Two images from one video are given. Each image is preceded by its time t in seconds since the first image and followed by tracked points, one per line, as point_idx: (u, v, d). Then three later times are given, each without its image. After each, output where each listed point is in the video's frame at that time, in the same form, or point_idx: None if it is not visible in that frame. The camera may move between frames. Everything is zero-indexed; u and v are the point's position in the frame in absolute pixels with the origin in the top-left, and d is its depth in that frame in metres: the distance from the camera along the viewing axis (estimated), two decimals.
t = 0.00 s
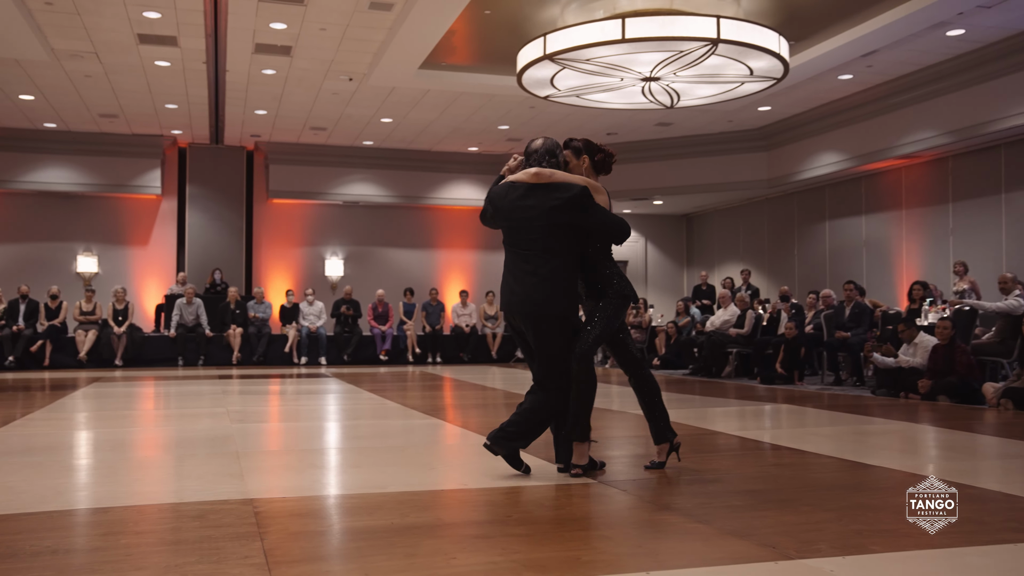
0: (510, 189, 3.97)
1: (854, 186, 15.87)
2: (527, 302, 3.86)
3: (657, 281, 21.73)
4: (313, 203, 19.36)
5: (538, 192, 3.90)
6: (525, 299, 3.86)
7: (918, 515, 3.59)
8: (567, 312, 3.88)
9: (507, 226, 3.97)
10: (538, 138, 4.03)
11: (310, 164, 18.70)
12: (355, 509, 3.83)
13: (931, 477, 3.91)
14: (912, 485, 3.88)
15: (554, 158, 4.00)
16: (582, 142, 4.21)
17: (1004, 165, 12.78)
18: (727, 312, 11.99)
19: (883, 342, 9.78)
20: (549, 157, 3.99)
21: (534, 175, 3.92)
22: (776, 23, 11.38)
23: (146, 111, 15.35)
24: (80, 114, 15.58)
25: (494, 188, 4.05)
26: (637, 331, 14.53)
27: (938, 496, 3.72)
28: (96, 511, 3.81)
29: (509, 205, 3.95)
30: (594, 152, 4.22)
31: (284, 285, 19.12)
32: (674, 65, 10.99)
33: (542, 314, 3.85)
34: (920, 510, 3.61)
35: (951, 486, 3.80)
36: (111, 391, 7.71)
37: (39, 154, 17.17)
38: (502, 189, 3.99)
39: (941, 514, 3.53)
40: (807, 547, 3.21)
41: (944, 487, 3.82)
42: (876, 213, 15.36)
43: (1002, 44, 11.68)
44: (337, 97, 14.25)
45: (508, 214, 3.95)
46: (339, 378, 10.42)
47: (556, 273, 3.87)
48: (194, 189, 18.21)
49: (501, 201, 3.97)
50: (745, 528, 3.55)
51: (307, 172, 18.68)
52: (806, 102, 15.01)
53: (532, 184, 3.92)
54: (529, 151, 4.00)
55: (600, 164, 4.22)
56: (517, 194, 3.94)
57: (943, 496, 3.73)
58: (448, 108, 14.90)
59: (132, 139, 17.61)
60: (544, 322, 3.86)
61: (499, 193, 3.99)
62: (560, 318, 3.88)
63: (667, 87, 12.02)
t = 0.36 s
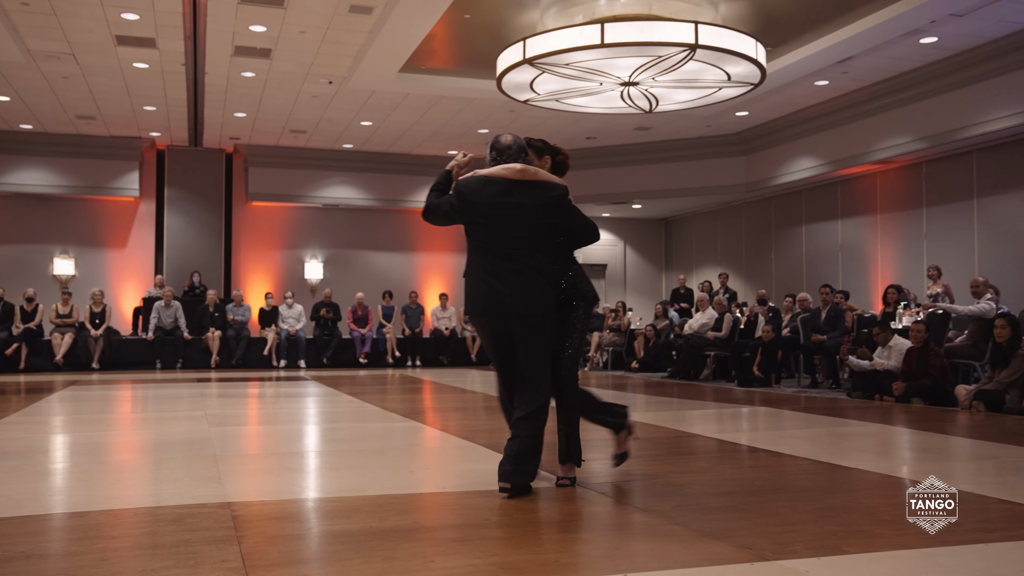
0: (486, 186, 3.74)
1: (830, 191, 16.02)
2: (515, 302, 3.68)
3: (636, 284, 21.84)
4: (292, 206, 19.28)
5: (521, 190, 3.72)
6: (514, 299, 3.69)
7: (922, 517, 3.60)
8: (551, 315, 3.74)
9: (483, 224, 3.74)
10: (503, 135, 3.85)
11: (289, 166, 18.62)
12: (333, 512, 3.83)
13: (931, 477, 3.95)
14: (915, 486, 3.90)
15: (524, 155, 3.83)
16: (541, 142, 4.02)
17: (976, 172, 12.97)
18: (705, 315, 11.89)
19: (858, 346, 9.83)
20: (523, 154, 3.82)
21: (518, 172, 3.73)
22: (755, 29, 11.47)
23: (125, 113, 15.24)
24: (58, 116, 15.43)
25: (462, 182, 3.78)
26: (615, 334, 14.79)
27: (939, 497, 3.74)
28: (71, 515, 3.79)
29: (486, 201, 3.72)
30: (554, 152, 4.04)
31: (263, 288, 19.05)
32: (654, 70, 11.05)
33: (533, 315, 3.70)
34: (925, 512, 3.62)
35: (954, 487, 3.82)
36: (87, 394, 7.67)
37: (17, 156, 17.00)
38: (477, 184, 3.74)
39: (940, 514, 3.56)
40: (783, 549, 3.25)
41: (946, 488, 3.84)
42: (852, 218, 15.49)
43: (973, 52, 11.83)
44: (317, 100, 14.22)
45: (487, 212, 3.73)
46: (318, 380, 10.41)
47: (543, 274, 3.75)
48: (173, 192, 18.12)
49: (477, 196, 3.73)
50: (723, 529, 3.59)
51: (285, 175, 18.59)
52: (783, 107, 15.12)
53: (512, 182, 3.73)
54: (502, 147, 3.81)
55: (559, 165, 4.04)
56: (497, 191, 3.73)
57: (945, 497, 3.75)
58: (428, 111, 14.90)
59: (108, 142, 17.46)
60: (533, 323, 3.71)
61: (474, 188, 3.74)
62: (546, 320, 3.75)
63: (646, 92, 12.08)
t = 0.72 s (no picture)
0: (432, 184, 3.38)
1: (815, 193, 16.13)
2: (465, 311, 3.37)
3: (625, 284, 21.95)
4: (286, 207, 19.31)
5: (471, 189, 3.39)
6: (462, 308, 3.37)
7: (918, 516, 3.63)
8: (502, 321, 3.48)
9: (429, 225, 3.38)
10: (449, 130, 3.49)
11: (282, 168, 18.65)
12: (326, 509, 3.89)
13: (931, 478, 3.97)
14: (913, 485, 3.93)
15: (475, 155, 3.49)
16: (487, 131, 3.67)
17: (958, 173, 13.09)
18: (693, 315, 12.13)
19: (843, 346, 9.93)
20: (470, 150, 3.48)
21: (464, 171, 3.38)
22: (742, 33, 11.55)
23: (120, 115, 15.23)
24: (55, 117, 15.41)
25: (405, 180, 3.40)
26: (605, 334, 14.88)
27: (938, 497, 3.77)
28: (67, 512, 3.84)
29: (433, 200, 3.36)
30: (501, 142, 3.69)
31: (257, 288, 19.07)
32: (642, 73, 11.12)
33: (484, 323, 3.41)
34: (922, 510, 3.64)
35: (951, 486, 3.85)
36: (83, 393, 7.73)
37: (11, 157, 16.97)
38: (422, 182, 3.37)
39: (940, 514, 3.58)
40: (768, 544, 3.32)
41: (945, 487, 3.86)
42: (837, 219, 15.58)
43: (956, 57, 11.93)
44: (311, 102, 14.24)
45: (434, 212, 3.37)
46: (312, 378, 10.46)
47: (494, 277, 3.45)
48: (168, 193, 18.14)
49: (421, 196, 3.37)
50: (710, 526, 3.65)
51: (278, 177, 18.62)
52: (769, 110, 15.21)
53: (459, 181, 3.38)
54: (449, 142, 3.46)
55: (506, 156, 3.72)
56: (444, 190, 3.38)
57: (944, 497, 3.78)
58: (420, 113, 14.93)
59: (105, 143, 17.48)
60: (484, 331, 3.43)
61: (418, 186, 3.37)
62: (497, 326, 3.48)
63: (635, 95, 12.15)
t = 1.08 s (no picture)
0: (384, 184, 3.39)
1: (806, 197, 16.28)
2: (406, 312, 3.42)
3: (624, 285, 22.13)
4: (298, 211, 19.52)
5: (423, 193, 3.44)
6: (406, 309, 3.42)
7: (918, 515, 3.66)
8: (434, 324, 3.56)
9: (378, 224, 3.38)
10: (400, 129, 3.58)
11: (292, 172, 18.87)
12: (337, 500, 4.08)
13: (931, 479, 4.02)
14: (913, 485, 3.98)
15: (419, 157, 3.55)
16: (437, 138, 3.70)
17: (943, 178, 13.23)
18: (689, 314, 12.44)
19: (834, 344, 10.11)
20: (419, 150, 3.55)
21: (422, 174, 3.43)
22: (736, 43, 11.71)
23: (140, 122, 15.44)
24: (78, 125, 15.63)
25: (356, 175, 3.39)
26: (604, 332, 15.00)
27: (937, 496, 3.81)
28: (89, 503, 4.03)
29: (386, 201, 3.38)
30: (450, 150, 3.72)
31: (271, 289, 19.24)
32: (640, 82, 11.28)
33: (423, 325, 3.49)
34: (922, 510, 3.68)
35: (951, 486, 3.91)
36: (104, 388, 7.95)
37: (33, 163, 17.21)
38: (376, 181, 3.37)
39: (940, 514, 3.60)
40: (762, 535, 3.47)
41: (944, 487, 3.92)
42: (827, 222, 15.72)
43: (941, 66, 12.07)
44: (321, 110, 14.44)
45: (385, 212, 3.38)
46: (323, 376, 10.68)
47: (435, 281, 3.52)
48: (186, 197, 18.35)
49: (373, 194, 3.36)
50: (707, 517, 3.82)
51: (293, 181, 18.89)
52: (761, 118, 15.38)
53: (414, 183, 3.43)
54: (397, 142, 3.54)
55: (451, 166, 3.73)
56: (396, 190, 3.40)
57: (942, 496, 3.83)
58: (426, 120, 15.10)
59: (125, 149, 17.70)
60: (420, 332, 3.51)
61: (371, 184, 3.37)
62: (430, 327, 3.56)
63: (634, 103, 12.32)
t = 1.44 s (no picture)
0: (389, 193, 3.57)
1: (806, 199, 16.37)
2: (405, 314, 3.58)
3: (630, 285, 22.26)
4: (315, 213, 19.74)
5: (426, 201, 3.63)
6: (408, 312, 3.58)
7: (918, 515, 3.66)
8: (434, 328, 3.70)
9: (381, 231, 3.56)
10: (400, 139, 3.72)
11: (307, 176, 19.06)
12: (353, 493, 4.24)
13: (931, 479, 4.07)
14: (913, 485, 4.02)
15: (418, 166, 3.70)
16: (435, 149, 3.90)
17: (939, 181, 13.31)
18: (693, 313, 12.55)
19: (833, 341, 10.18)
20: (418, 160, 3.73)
21: (425, 182, 3.62)
22: (737, 51, 11.82)
23: (163, 129, 15.66)
24: (103, 131, 15.84)
25: (360, 184, 3.56)
26: (611, 330, 15.13)
27: (937, 496, 3.84)
28: (115, 495, 4.20)
29: (390, 209, 3.56)
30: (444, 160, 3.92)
31: (289, 288, 19.52)
32: (645, 88, 11.41)
33: (425, 328, 3.63)
34: (921, 510, 3.70)
35: (951, 486, 3.96)
36: (129, 384, 8.11)
37: (60, 168, 17.48)
38: (381, 189, 3.56)
39: (940, 514, 3.61)
40: (764, 527, 3.59)
41: (944, 487, 3.96)
42: (827, 223, 15.79)
43: (937, 72, 12.14)
44: (337, 115, 14.61)
45: (389, 219, 3.56)
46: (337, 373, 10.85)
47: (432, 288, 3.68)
48: (206, 201, 18.60)
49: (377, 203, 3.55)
50: (710, 510, 3.95)
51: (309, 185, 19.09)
52: (763, 122, 15.49)
53: (416, 191, 3.61)
54: (399, 152, 3.68)
55: (445, 172, 3.95)
56: (400, 199, 3.59)
57: (942, 496, 3.86)
58: (438, 125, 15.26)
59: (147, 154, 17.94)
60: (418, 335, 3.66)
61: (375, 192, 3.55)
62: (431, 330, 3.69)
63: (639, 108, 12.46)
